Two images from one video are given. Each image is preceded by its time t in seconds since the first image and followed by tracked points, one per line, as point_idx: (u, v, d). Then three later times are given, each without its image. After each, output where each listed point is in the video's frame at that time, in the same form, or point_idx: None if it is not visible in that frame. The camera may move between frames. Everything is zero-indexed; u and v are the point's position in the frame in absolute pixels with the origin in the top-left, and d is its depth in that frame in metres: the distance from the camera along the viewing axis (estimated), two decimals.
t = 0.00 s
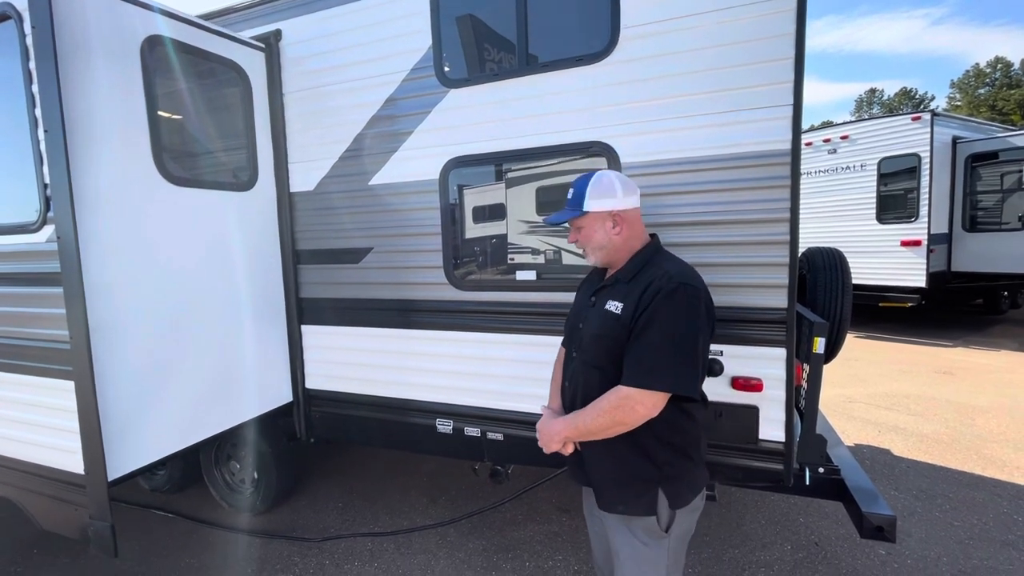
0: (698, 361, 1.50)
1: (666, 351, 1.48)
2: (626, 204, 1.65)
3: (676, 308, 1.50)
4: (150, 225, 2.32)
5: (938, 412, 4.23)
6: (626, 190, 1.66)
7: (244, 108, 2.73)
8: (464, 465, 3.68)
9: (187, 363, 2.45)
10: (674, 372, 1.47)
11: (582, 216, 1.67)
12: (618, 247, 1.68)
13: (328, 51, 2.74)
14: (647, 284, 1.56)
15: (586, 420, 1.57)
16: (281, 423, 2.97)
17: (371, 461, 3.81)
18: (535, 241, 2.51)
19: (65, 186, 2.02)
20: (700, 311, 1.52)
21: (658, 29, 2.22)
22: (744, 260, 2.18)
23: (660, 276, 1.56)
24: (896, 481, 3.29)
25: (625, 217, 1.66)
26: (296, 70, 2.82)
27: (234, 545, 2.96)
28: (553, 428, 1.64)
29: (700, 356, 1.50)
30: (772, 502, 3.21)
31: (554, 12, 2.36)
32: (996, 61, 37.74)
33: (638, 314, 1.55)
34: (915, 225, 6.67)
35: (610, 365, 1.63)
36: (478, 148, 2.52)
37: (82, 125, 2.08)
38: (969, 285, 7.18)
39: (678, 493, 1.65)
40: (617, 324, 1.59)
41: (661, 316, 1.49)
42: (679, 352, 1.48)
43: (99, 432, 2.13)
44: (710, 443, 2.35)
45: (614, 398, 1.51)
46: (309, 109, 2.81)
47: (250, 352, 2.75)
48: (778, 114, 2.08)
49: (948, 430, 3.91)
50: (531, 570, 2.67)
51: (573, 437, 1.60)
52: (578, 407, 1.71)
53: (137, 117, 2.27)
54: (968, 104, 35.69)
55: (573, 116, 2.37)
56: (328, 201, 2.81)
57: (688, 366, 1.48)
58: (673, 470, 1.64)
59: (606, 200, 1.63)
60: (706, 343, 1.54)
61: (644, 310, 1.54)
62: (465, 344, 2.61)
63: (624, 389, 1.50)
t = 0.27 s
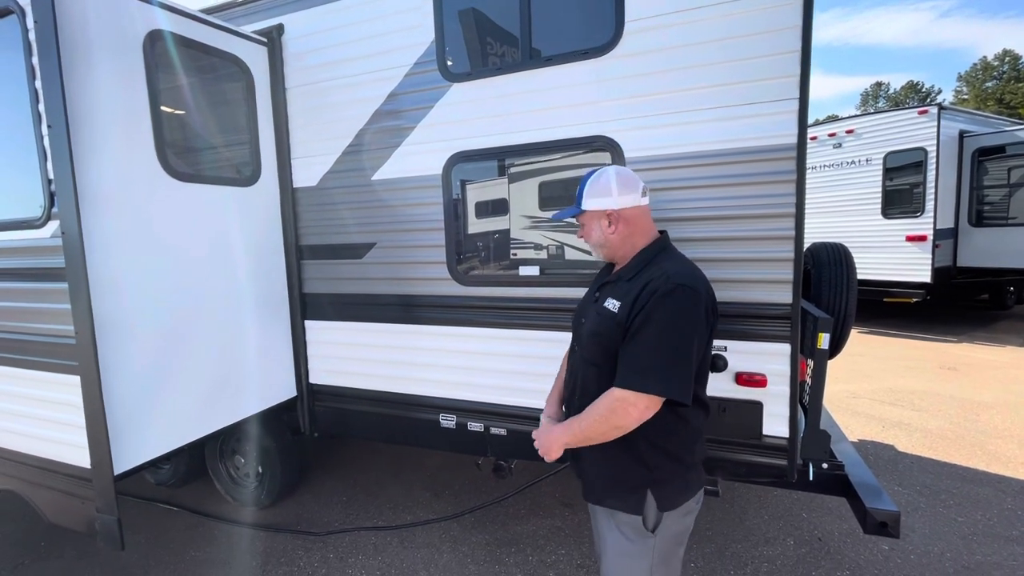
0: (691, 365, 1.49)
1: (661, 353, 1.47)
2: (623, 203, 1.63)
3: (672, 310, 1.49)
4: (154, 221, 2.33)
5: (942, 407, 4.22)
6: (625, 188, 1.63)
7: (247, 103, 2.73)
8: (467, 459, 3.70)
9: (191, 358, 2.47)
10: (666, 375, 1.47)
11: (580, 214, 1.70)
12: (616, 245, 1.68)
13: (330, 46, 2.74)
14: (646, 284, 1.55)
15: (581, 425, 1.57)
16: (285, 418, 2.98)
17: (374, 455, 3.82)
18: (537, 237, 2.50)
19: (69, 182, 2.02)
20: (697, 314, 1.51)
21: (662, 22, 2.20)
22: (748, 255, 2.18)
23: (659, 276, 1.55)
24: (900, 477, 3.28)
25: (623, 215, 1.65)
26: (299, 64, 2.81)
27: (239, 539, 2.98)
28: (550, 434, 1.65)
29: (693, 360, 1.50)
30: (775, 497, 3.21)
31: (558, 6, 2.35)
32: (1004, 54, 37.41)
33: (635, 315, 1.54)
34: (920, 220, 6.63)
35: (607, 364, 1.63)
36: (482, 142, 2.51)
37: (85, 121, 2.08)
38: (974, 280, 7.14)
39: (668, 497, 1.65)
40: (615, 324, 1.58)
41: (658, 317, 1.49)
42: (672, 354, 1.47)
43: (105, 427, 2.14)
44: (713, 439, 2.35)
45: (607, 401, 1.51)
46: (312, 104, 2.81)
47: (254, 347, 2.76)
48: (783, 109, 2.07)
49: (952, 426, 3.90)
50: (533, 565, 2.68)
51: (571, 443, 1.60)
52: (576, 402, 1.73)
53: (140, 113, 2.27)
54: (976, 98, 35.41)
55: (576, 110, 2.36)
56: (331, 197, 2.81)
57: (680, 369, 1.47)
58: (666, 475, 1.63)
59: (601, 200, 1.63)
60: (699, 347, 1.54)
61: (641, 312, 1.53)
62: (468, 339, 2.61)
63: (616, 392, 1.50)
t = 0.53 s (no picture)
0: (714, 367, 1.39)
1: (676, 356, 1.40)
2: (634, 196, 1.58)
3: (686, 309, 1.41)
4: (160, 215, 2.33)
5: (949, 403, 4.19)
6: (637, 180, 1.58)
7: (251, 97, 2.73)
8: (471, 452, 3.71)
9: (198, 351, 2.48)
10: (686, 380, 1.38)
11: (591, 206, 1.67)
12: (628, 239, 1.65)
13: (335, 39, 2.73)
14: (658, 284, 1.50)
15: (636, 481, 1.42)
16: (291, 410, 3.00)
17: (379, 448, 3.84)
18: (542, 230, 2.50)
19: (76, 176, 2.03)
20: (716, 313, 1.43)
21: (668, 15, 2.19)
22: (753, 250, 2.17)
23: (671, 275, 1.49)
24: (905, 472, 3.27)
25: (635, 209, 1.61)
26: (304, 57, 2.81)
27: (247, 530, 3.01)
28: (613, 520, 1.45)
29: (717, 362, 1.40)
30: (779, 492, 3.21)
31: None
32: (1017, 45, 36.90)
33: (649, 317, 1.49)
34: (929, 214, 6.58)
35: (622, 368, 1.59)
36: (487, 136, 2.50)
37: (92, 115, 2.09)
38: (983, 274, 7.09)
39: (680, 507, 1.61)
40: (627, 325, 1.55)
41: (670, 318, 1.42)
42: (690, 357, 1.38)
43: (114, 418, 2.16)
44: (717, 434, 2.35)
45: (650, 434, 1.41)
46: (317, 98, 2.80)
47: (260, 340, 2.77)
48: (790, 102, 2.05)
49: (959, 422, 3.88)
50: (537, 556, 2.70)
51: (643, 510, 1.42)
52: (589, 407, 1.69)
53: (145, 107, 2.28)
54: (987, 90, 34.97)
55: (582, 103, 2.35)
56: (336, 190, 2.81)
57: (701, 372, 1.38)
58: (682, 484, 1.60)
59: (611, 192, 1.59)
60: (725, 348, 1.43)
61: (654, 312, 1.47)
62: (473, 333, 2.62)
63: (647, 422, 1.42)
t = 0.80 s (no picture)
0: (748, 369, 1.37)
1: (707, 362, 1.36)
2: (640, 190, 1.58)
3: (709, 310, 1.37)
4: (168, 207, 2.35)
5: (958, 398, 4.16)
6: (644, 172, 1.57)
7: (258, 88, 2.73)
8: (477, 444, 3.74)
9: (206, 342, 2.50)
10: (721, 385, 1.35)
11: (597, 201, 1.67)
12: (634, 235, 1.65)
13: (341, 30, 2.72)
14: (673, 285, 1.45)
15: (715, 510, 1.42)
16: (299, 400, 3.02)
17: (386, 438, 3.87)
18: (547, 223, 2.49)
19: (85, 168, 2.05)
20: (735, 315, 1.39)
21: (676, 5, 2.17)
22: (760, 243, 2.16)
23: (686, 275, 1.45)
24: (911, 467, 3.26)
25: (641, 205, 1.61)
26: (310, 48, 2.81)
27: (256, 518, 3.06)
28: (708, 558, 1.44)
29: (749, 364, 1.37)
30: (784, 485, 3.21)
31: None
32: None
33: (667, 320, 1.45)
34: (941, 207, 6.50)
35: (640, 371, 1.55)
36: (492, 128, 2.50)
37: (100, 107, 2.10)
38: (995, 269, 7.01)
39: (690, 509, 1.60)
40: (642, 327, 1.50)
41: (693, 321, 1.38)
42: (721, 361, 1.36)
43: (124, 408, 2.19)
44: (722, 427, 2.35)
45: (720, 461, 1.39)
46: (323, 89, 2.80)
47: (267, 331, 2.79)
48: (797, 94, 2.04)
49: (967, 417, 3.85)
50: (541, 547, 2.72)
51: (733, 536, 1.42)
52: (603, 410, 1.67)
53: (153, 99, 2.29)
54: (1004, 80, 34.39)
55: (588, 95, 2.33)
56: (342, 181, 2.82)
57: (736, 376, 1.35)
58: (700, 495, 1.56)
59: (616, 188, 1.59)
60: (754, 348, 1.39)
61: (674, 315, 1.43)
62: (478, 325, 2.62)
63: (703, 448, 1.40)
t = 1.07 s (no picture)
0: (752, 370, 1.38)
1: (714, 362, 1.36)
2: (648, 182, 1.53)
3: (718, 311, 1.36)
4: (177, 197, 2.37)
5: (969, 393, 4.12)
6: (654, 163, 1.53)
7: (266, 78, 2.73)
8: (483, 434, 3.75)
9: (215, 331, 2.53)
10: (729, 386, 1.35)
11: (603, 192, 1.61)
12: (642, 228, 1.61)
13: (348, 18, 2.71)
14: (681, 283, 1.44)
15: (679, 490, 1.41)
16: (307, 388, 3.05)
17: (393, 427, 3.90)
18: (554, 214, 2.48)
19: (95, 158, 2.07)
20: (744, 315, 1.38)
21: None
22: (769, 235, 2.15)
23: (696, 274, 1.43)
24: (920, 462, 3.24)
25: (649, 198, 1.57)
26: (317, 37, 2.80)
27: (265, 504, 3.10)
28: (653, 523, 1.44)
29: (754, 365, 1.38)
30: (790, 478, 3.20)
31: None
32: None
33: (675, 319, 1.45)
34: (956, 199, 6.40)
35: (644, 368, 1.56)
36: (500, 118, 2.48)
37: (109, 97, 2.11)
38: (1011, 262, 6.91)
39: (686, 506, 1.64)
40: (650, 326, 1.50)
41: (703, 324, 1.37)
42: (728, 361, 1.35)
43: (135, 395, 2.23)
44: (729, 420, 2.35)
45: (698, 444, 1.39)
46: (330, 79, 2.80)
47: (276, 320, 2.81)
48: (809, 84, 2.01)
49: (978, 412, 3.81)
50: (547, 536, 2.74)
51: (684, 511, 1.41)
52: (607, 405, 1.68)
53: (161, 89, 2.30)
54: None
55: (597, 84, 2.31)
56: (350, 171, 2.82)
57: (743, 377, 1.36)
58: (665, 482, 1.56)
59: (625, 179, 1.53)
60: (760, 348, 1.39)
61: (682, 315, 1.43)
62: (485, 316, 2.63)
63: (690, 436, 1.41)
